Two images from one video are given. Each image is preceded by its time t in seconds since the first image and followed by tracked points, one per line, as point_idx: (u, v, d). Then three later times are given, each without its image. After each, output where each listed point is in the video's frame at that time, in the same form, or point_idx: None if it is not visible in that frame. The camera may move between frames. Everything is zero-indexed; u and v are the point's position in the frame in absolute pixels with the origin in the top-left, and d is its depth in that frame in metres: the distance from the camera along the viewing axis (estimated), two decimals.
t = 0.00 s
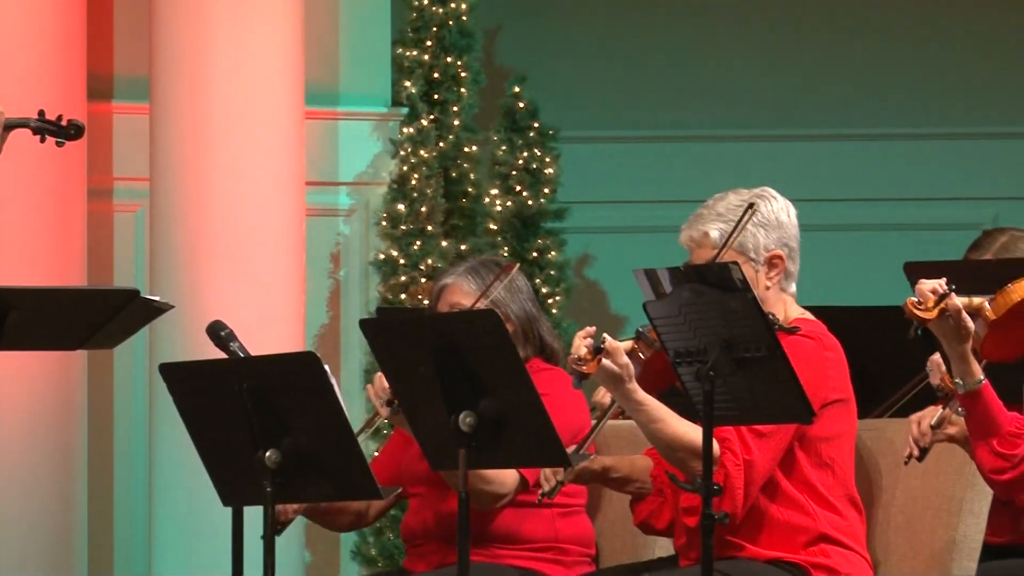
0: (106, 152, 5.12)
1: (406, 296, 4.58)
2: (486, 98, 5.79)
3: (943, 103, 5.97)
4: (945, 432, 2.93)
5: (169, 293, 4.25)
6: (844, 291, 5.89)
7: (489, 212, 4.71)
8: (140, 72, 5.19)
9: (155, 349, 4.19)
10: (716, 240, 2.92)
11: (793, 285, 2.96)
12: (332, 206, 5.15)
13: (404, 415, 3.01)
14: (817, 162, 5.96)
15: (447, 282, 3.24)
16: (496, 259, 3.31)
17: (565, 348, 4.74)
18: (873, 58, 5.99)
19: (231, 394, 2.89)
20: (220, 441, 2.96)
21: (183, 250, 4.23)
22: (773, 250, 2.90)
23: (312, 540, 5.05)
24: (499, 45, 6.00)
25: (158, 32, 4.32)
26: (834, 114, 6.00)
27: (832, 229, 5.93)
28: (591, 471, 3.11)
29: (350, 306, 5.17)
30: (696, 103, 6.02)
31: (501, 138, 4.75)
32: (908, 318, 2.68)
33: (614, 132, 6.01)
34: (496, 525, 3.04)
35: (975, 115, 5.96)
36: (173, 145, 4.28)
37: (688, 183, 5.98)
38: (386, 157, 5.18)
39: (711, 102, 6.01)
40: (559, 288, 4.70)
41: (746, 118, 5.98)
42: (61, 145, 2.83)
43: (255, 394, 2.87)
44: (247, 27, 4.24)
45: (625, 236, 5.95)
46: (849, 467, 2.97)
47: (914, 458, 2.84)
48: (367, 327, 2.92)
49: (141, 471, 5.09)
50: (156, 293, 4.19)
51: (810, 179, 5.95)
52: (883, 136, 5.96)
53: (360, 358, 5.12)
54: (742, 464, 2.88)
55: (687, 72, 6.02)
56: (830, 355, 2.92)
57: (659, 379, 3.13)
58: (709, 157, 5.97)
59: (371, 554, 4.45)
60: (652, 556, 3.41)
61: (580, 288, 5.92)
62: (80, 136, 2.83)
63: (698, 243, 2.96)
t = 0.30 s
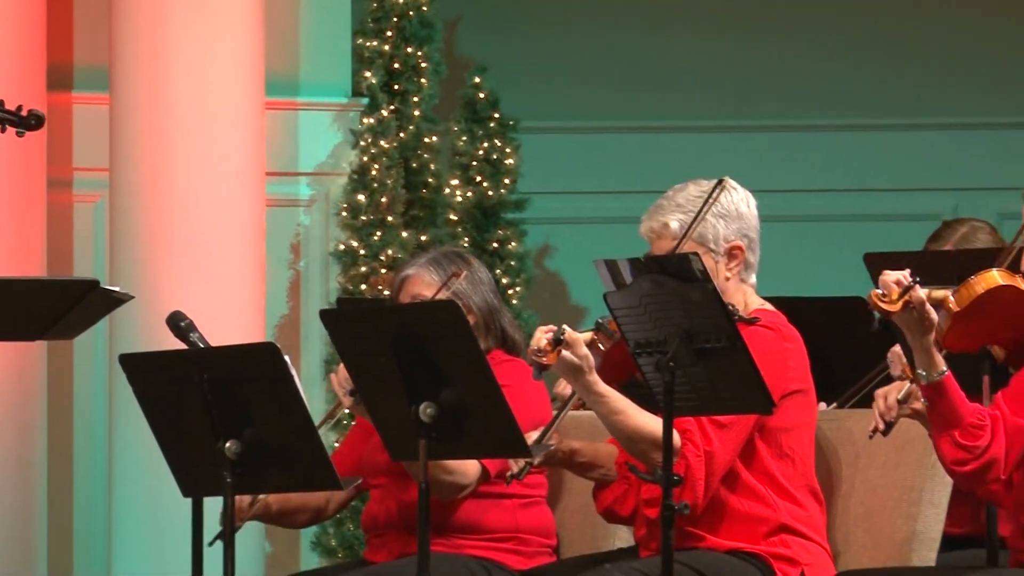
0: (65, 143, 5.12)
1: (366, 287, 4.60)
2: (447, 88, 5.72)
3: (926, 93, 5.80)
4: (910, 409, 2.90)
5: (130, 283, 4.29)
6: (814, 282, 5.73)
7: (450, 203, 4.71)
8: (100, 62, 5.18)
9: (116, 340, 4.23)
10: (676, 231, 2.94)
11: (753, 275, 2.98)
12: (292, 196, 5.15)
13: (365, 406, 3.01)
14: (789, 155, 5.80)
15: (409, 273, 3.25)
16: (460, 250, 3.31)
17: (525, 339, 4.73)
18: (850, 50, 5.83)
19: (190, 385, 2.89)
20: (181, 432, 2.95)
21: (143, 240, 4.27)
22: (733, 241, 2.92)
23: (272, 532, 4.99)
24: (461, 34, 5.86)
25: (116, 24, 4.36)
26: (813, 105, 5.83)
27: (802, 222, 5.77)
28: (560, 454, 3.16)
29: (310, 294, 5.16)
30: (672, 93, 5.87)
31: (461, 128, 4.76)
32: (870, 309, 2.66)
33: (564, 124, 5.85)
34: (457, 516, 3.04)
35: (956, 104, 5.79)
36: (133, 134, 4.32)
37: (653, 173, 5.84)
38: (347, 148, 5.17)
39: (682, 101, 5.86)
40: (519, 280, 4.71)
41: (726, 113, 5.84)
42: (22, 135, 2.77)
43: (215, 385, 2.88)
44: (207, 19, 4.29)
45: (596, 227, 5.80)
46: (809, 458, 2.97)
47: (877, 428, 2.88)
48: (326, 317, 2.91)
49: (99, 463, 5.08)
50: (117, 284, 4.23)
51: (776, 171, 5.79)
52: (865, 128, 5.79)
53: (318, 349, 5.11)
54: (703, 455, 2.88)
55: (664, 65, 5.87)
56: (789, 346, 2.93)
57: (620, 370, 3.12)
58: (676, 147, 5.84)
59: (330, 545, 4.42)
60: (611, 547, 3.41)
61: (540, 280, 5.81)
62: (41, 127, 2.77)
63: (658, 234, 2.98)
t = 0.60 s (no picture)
0: (19, 133, 5.23)
1: (321, 278, 4.79)
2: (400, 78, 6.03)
3: (887, 83, 5.95)
4: (868, 391, 2.81)
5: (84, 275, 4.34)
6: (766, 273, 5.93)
7: (404, 193, 5.01)
8: (52, 53, 5.29)
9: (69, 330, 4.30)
10: (630, 222, 2.96)
11: (707, 267, 3.01)
12: (247, 187, 5.26)
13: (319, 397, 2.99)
14: (745, 147, 6.00)
15: (368, 265, 3.24)
16: (419, 243, 3.30)
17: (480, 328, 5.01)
18: (817, 43, 5.98)
19: (144, 375, 2.88)
20: (135, 422, 2.95)
21: (99, 234, 4.33)
22: (687, 232, 2.95)
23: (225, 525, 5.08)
24: (415, 26, 6.09)
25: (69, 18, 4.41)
26: (774, 93, 6.01)
27: (744, 212, 5.96)
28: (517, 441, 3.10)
29: (265, 287, 5.27)
30: (629, 79, 6.06)
31: (416, 119, 5.04)
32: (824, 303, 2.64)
33: (512, 114, 6.09)
34: (413, 507, 3.04)
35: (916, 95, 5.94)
36: (84, 126, 4.38)
37: (611, 163, 6.06)
38: (300, 139, 5.30)
39: (636, 86, 6.07)
40: (474, 271, 5.02)
41: (682, 103, 6.04)
42: None
43: (170, 375, 2.87)
44: (159, 14, 4.35)
45: (544, 218, 6.05)
46: (762, 449, 2.98)
47: (835, 411, 2.75)
48: (281, 307, 2.91)
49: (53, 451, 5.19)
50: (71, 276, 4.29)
51: (727, 162, 5.99)
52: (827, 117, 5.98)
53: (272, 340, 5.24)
54: (657, 446, 2.88)
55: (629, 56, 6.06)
56: (743, 337, 2.94)
57: (576, 361, 3.13)
58: (634, 138, 6.06)
59: (284, 537, 4.57)
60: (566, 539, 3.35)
61: (495, 270, 6.06)
62: None
63: (612, 226, 3.00)
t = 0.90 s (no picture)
0: None
1: (275, 269, 5.06)
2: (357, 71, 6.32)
3: (839, 80, 6.24)
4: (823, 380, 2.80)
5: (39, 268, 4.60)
6: (719, 265, 6.22)
7: (359, 185, 5.22)
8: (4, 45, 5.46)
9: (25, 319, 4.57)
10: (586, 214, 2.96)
11: (662, 259, 3.01)
12: (201, 179, 5.58)
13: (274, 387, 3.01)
14: (700, 135, 6.29)
15: (335, 255, 3.20)
16: (387, 236, 3.27)
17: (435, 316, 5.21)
18: (773, 38, 6.25)
19: (99, 367, 2.89)
20: (90, 414, 2.95)
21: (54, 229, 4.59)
22: (643, 224, 2.95)
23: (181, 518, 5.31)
24: (370, 18, 6.36)
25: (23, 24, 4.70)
26: (738, 89, 6.28)
27: (707, 203, 6.26)
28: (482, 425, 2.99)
29: (220, 277, 5.59)
30: (584, 75, 6.34)
31: (371, 111, 5.25)
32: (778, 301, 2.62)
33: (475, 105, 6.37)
34: (371, 499, 3.04)
35: (875, 89, 6.23)
36: (42, 130, 4.66)
37: (572, 152, 6.34)
38: (253, 130, 5.60)
39: (594, 81, 6.33)
40: (431, 261, 5.21)
41: (639, 93, 6.33)
42: None
43: (124, 368, 2.87)
44: (109, 24, 4.67)
45: (499, 210, 6.35)
46: (718, 442, 2.99)
47: (792, 397, 2.73)
48: (235, 299, 2.91)
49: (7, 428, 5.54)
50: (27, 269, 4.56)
51: (679, 154, 6.30)
52: (780, 110, 6.25)
53: (223, 334, 5.55)
54: (613, 438, 2.88)
55: (585, 48, 6.33)
56: (699, 330, 2.94)
57: (531, 355, 3.13)
58: (598, 132, 6.32)
59: (239, 528, 4.76)
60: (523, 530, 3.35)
61: (451, 263, 6.33)
62: None
63: (569, 217, 3.00)
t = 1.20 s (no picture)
0: None
1: (234, 264, 4.99)
2: (315, 66, 6.40)
3: (811, 75, 6.24)
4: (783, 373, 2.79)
5: None
6: (684, 258, 6.24)
7: (317, 179, 5.31)
8: None
9: None
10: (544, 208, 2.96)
11: (622, 253, 3.01)
12: (160, 173, 5.49)
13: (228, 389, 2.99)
14: (662, 129, 6.31)
15: (299, 248, 3.21)
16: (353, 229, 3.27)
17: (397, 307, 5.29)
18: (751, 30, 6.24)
19: (57, 362, 2.89)
20: (48, 408, 2.95)
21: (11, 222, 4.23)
22: (602, 218, 2.94)
23: (140, 510, 5.37)
24: (329, 10, 6.39)
25: None
26: (716, 83, 6.27)
27: (664, 199, 6.28)
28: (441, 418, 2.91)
29: (178, 271, 5.50)
30: (545, 69, 6.34)
31: (329, 105, 5.38)
32: (734, 301, 2.60)
33: (434, 100, 6.37)
34: (331, 493, 3.04)
35: (852, 82, 6.23)
36: None
37: (543, 147, 6.35)
38: (213, 125, 5.53)
39: (560, 74, 6.34)
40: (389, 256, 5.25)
41: (610, 87, 6.33)
42: None
43: (83, 363, 2.87)
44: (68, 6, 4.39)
45: (457, 203, 6.35)
46: (677, 436, 2.99)
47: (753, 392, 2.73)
48: (193, 294, 2.91)
49: None
50: None
51: (644, 147, 6.31)
52: (753, 103, 6.25)
53: (183, 329, 5.47)
54: (573, 432, 2.87)
55: (555, 41, 6.32)
56: (658, 324, 2.94)
57: (491, 349, 3.13)
58: (571, 125, 6.34)
59: (197, 523, 4.78)
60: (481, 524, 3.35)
61: (410, 258, 6.36)
62: None
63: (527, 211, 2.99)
